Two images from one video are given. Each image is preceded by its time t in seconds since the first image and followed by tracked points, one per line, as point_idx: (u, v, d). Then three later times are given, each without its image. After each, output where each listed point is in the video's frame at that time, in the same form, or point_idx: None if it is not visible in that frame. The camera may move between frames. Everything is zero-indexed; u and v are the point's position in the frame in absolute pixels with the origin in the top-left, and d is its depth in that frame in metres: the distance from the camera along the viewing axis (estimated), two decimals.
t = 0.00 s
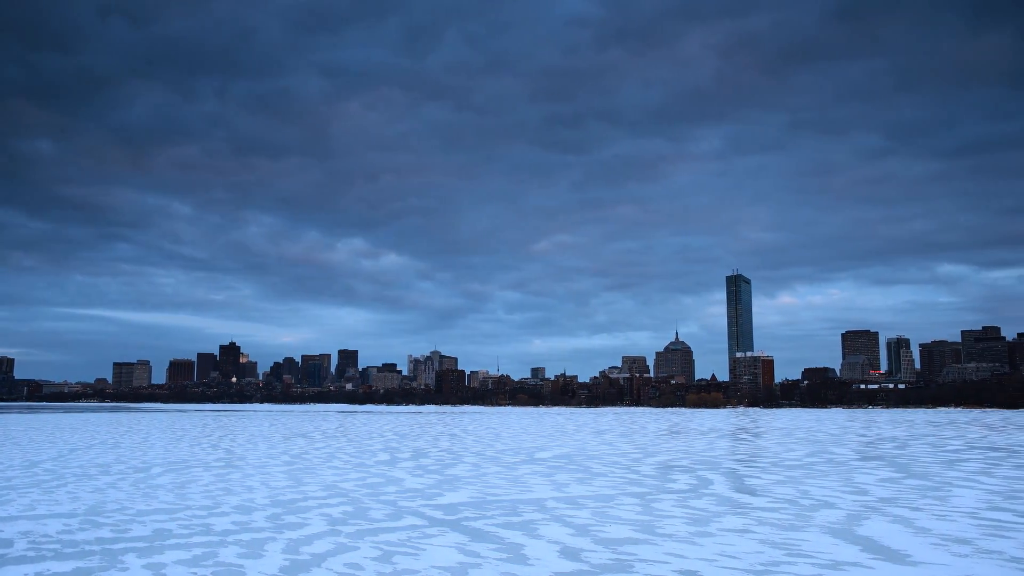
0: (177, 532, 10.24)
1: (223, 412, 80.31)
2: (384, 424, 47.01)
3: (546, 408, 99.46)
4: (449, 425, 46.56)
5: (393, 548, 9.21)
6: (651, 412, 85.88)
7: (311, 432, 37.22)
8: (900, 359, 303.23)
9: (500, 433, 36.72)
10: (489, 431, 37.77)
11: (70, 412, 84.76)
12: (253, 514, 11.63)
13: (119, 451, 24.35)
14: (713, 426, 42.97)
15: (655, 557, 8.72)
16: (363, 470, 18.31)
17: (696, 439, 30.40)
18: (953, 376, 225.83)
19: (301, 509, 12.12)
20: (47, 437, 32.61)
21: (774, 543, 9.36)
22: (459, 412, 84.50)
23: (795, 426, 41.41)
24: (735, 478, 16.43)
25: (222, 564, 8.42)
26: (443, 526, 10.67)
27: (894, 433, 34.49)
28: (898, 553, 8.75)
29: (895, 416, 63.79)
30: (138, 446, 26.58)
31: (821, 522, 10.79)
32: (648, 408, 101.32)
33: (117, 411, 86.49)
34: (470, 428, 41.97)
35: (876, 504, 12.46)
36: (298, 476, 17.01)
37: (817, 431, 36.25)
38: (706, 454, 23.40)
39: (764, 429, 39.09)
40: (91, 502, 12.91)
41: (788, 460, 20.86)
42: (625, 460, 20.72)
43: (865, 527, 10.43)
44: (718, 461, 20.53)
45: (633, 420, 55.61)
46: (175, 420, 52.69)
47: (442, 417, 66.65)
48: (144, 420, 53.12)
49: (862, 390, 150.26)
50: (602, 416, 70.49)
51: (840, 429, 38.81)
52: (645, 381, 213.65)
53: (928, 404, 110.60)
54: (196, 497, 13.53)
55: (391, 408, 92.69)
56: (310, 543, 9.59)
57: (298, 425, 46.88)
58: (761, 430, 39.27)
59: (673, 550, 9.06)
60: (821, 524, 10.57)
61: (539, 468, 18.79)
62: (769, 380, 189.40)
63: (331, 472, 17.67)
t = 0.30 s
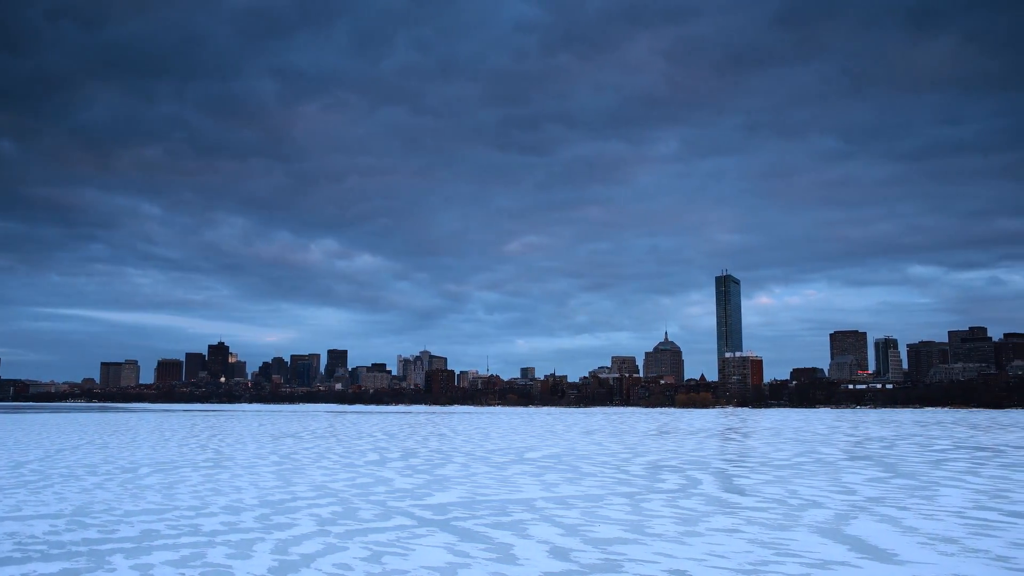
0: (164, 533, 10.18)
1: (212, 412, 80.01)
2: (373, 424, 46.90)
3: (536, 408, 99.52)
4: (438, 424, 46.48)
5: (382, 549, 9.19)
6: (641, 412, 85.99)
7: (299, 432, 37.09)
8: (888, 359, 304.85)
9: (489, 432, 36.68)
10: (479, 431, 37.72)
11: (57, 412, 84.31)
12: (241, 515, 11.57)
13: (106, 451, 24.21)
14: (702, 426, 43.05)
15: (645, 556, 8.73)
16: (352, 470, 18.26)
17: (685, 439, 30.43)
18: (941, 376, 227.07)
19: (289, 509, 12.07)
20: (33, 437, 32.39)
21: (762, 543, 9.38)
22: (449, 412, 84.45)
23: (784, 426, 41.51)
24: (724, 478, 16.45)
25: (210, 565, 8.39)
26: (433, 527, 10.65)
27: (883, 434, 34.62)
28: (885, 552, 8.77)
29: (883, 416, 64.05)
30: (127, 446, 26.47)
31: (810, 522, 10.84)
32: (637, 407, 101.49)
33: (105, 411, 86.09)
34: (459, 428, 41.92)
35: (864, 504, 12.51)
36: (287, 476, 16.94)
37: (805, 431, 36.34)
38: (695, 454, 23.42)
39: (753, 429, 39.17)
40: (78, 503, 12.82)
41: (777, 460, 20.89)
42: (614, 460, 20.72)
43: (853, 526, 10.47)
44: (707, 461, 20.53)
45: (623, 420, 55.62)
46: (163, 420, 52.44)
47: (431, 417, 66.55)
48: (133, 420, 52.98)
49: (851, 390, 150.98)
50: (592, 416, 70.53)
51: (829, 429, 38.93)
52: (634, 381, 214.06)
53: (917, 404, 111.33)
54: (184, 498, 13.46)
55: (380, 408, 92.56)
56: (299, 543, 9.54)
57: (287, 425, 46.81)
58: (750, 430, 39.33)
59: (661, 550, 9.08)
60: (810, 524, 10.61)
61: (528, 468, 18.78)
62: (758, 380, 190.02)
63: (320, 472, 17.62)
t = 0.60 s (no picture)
0: (152, 534, 10.13)
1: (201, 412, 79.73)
2: (363, 424, 46.86)
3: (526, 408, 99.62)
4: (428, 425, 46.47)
5: (371, 549, 9.17)
6: (631, 412, 86.14)
7: (289, 432, 37.01)
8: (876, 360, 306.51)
9: (479, 432, 36.69)
10: (469, 431, 37.73)
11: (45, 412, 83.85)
12: (230, 515, 11.53)
13: (94, 452, 24.08)
14: (691, 426, 43.19)
15: (635, 556, 8.76)
16: (342, 470, 18.22)
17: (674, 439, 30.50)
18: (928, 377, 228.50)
19: (278, 510, 12.03)
20: (20, 437, 32.20)
21: (751, 543, 9.42)
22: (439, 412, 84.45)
23: (773, 427, 41.68)
24: (713, 478, 16.49)
25: (199, 566, 8.34)
26: (422, 527, 10.64)
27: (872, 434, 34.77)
28: (873, 552, 8.81)
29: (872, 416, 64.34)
30: (116, 446, 26.40)
31: (799, 522, 10.89)
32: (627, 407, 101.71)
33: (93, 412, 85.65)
34: (449, 428, 41.93)
35: (853, 503, 12.56)
36: (276, 476, 16.89)
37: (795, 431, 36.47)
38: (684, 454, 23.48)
39: (742, 429, 39.33)
40: (65, 504, 12.74)
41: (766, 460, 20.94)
42: (603, 461, 20.74)
43: (842, 526, 10.50)
44: (696, 461, 20.57)
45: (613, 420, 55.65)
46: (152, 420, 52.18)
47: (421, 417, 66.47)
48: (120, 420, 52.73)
49: (840, 390, 151.74)
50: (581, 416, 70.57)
51: (817, 428, 39.11)
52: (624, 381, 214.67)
53: (907, 404, 112.04)
54: (173, 498, 13.38)
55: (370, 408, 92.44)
56: (288, 543, 9.52)
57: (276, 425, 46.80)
58: (739, 430, 39.49)
59: (651, 550, 9.11)
60: (800, 524, 10.66)
61: (518, 468, 18.79)
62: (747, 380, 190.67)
63: (309, 472, 17.59)
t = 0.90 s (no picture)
0: (139, 535, 10.06)
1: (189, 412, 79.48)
2: (352, 424, 46.82)
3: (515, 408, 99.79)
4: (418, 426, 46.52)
5: (359, 550, 9.14)
6: (620, 412, 86.34)
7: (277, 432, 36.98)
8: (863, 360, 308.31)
9: (468, 433, 36.75)
10: (458, 432, 37.80)
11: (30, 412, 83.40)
12: (217, 516, 11.48)
13: (82, 452, 24.00)
14: (678, 426, 43.40)
15: (623, 556, 8.78)
16: (331, 470, 18.21)
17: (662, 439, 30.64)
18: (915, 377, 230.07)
19: (266, 510, 11.99)
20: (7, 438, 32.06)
21: (739, 543, 9.46)
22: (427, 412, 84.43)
23: (760, 427, 41.91)
24: (701, 478, 16.55)
25: (186, 567, 8.31)
26: (411, 528, 10.60)
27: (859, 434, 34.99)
28: (860, 551, 8.84)
29: (858, 416, 64.69)
30: (103, 446, 26.32)
31: (786, 522, 10.96)
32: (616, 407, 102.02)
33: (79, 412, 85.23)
34: (438, 429, 42.00)
35: (840, 503, 12.63)
36: (265, 477, 16.86)
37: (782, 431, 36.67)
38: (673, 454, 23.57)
39: (729, 429, 39.54)
40: (51, 505, 12.68)
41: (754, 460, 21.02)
42: (592, 460, 20.81)
43: (829, 526, 10.55)
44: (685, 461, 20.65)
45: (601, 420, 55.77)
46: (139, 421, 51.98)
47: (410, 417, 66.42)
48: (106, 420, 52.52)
49: (828, 390, 152.53)
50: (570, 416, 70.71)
51: (804, 429, 39.33)
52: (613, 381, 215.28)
53: (894, 404, 112.79)
54: (160, 498, 13.32)
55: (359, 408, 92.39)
56: (276, 544, 9.50)
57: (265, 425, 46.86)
58: (727, 430, 39.71)
59: (640, 550, 9.14)
60: (787, 524, 10.71)
61: (506, 468, 18.83)
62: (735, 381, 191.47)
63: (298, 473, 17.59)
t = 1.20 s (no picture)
0: (124, 537, 10.01)
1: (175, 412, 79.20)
2: (340, 425, 46.77)
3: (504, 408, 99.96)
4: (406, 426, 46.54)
5: (347, 550, 9.13)
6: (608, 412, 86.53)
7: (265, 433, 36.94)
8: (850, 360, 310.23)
9: (456, 433, 36.80)
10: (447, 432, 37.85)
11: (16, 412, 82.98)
12: (204, 517, 11.44)
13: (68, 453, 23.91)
14: (665, 426, 43.59)
15: (611, 556, 8.79)
16: (318, 470, 18.18)
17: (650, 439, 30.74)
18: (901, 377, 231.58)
19: (253, 511, 11.95)
20: None
21: (726, 543, 9.48)
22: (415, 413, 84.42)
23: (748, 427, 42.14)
24: (688, 478, 16.60)
25: (172, 568, 8.27)
26: (399, 528, 10.59)
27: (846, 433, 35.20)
28: (847, 551, 8.88)
29: (845, 416, 65.03)
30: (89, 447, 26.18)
31: (773, 521, 11.00)
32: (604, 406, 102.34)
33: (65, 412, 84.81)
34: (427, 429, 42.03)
35: (826, 503, 12.69)
36: (252, 477, 16.82)
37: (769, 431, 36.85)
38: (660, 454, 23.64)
39: (717, 429, 39.72)
40: (36, 506, 12.61)
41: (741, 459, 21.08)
42: (580, 460, 20.85)
43: (815, 525, 10.58)
44: (672, 461, 20.71)
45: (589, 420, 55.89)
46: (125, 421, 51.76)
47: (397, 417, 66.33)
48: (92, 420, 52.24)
49: (814, 390, 153.32)
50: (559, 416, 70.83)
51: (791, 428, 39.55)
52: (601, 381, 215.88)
53: (880, 404, 113.44)
54: (146, 499, 13.26)
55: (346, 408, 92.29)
56: (263, 544, 9.48)
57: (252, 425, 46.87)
58: (713, 429, 39.89)
59: (628, 549, 9.16)
60: (774, 523, 10.75)
61: (494, 468, 18.86)
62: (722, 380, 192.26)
63: (285, 473, 17.56)
